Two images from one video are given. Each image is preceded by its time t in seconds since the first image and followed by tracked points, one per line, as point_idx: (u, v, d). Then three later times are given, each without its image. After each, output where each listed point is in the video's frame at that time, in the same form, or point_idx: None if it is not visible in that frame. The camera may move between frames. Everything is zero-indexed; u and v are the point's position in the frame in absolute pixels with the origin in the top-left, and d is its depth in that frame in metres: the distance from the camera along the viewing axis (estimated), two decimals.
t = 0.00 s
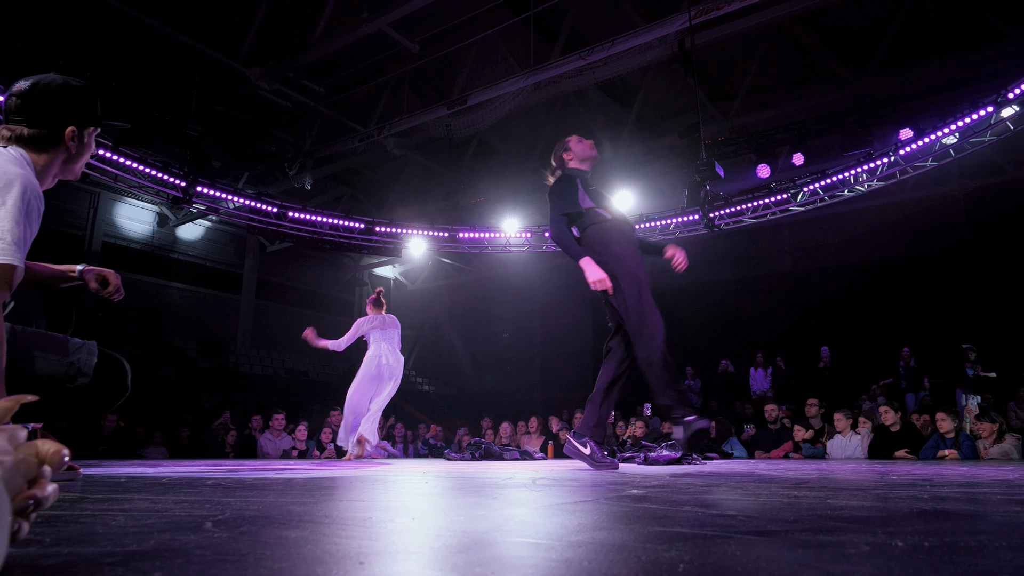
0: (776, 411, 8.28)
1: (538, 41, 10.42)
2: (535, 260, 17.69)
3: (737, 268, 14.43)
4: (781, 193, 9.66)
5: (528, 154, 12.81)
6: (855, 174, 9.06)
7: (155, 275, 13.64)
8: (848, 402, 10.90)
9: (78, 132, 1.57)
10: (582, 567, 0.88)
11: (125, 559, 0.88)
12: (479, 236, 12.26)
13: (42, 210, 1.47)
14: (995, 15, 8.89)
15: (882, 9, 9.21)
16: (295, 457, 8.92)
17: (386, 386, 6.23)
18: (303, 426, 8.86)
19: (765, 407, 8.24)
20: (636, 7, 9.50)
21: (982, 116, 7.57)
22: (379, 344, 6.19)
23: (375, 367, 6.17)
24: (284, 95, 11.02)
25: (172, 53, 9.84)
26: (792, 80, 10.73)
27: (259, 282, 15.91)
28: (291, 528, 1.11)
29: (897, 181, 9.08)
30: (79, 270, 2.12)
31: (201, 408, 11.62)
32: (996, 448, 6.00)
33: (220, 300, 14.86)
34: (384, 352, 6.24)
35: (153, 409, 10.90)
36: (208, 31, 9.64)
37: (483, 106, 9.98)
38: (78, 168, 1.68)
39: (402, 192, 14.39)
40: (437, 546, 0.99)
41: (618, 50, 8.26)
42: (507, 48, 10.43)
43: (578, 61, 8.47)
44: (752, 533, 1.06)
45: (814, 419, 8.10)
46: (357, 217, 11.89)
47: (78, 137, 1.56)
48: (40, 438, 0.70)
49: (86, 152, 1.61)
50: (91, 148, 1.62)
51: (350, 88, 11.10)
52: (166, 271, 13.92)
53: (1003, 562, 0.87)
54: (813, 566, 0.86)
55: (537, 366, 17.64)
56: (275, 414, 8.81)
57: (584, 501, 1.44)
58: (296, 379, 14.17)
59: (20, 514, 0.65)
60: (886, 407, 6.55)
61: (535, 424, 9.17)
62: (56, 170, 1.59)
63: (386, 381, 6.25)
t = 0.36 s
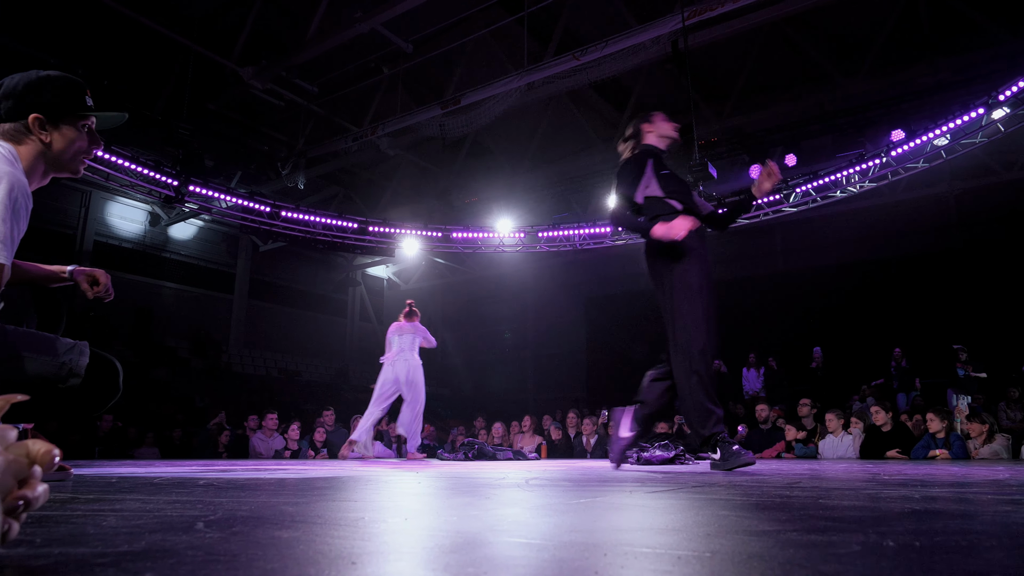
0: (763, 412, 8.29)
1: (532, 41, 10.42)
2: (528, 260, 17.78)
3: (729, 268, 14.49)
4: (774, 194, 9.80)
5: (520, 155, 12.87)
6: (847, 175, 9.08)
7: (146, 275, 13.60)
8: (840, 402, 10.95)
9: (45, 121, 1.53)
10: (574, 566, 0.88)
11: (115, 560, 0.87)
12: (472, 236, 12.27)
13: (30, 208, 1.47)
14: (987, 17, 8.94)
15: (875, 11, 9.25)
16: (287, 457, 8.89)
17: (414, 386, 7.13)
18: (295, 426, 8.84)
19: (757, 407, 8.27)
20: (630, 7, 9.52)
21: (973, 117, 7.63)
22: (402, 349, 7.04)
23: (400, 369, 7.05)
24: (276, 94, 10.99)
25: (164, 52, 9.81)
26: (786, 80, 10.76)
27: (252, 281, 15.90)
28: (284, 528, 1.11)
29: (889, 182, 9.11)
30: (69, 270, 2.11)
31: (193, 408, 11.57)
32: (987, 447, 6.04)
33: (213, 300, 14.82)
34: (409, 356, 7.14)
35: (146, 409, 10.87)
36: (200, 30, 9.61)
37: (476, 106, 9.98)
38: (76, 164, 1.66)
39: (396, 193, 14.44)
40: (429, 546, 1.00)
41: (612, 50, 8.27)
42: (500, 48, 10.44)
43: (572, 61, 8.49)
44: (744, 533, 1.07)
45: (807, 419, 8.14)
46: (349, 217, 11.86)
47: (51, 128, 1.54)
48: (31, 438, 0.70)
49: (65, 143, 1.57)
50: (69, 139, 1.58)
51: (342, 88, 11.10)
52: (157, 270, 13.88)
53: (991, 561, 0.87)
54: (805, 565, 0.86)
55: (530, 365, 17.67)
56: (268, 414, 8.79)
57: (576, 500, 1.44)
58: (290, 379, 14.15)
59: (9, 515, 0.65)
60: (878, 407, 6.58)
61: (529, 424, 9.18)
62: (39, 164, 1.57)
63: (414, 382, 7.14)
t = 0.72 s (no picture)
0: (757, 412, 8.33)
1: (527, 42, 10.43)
2: (524, 260, 17.83)
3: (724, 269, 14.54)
4: (769, 195, 9.74)
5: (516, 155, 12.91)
6: (841, 176, 9.10)
7: (140, 274, 13.54)
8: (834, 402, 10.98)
9: (25, 114, 1.53)
10: (568, 566, 0.88)
11: (108, 561, 0.86)
12: (468, 236, 12.25)
13: (22, 206, 1.47)
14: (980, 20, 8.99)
15: (869, 13, 9.29)
16: (282, 457, 8.87)
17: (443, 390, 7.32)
18: (291, 426, 8.82)
19: (751, 407, 8.30)
20: (625, 9, 9.53)
21: (966, 119, 7.70)
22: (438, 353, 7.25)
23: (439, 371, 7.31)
24: (271, 93, 10.96)
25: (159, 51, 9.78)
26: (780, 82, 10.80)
27: (246, 281, 15.86)
28: (279, 528, 1.11)
29: (883, 184, 9.14)
30: (61, 268, 2.10)
31: (187, 408, 11.53)
32: (979, 447, 6.08)
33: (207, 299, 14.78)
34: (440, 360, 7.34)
35: (141, 410, 10.81)
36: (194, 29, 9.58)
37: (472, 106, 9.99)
38: (69, 161, 1.65)
39: (391, 193, 14.45)
40: (425, 546, 0.99)
41: (608, 51, 8.27)
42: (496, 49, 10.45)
43: (568, 62, 8.48)
44: (738, 532, 1.07)
45: (801, 419, 8.18)
46: (344, 217, 11.84)
47: (36, 122, 1.55)
48: (23, 438, 0.69)
49: (50, 135, 1.57)
50: (52, 130, 1.57)
51: (337, 88, 11.10)
52: (151, 270, 13.82)
53: (981, 561, 0.88)
54: (798, 566, 0.86)
55: (525, 366, 17.69)
56: (263, 414, 8.76)
57: (571, 500, 1.45)
58: (284, 379, 14.11)
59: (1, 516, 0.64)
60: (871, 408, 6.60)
61: (524, 424, 9.17)
62: (26, 160, 1.57)
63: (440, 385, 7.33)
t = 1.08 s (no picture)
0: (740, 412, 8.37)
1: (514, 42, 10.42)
2: (509, 260, 17.84)
3: (710, 270, 14.64)
4: (753, 198, 9.59)
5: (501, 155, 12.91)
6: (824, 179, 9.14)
7: (121, 272, 13.37)
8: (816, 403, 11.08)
9: None
10: (551, 566, 0.89)
11: (86, 562, 0.85)
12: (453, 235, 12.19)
13: None
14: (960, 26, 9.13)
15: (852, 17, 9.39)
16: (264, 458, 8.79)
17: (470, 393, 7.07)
18: (273, 426, 8.71)
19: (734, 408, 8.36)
20: (611, 10, 9.57)
21: (946, 124, 7.82)
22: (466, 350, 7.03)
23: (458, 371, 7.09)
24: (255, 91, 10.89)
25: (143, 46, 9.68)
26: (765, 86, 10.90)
27: (229, 280, 15.72)
28: (260, 530, 1.10)
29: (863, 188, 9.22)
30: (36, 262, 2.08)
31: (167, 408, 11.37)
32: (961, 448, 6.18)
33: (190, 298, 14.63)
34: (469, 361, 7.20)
35: (121, 409, 10.67)
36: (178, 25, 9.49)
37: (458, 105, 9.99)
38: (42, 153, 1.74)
39: (376, 192, 14.39)
40: (409, 547, 0.99)
41: (594, 53, 8.29)
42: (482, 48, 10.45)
43: (554, 62, 8.49)
44: (720, 532, 1.08)
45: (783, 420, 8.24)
46: (330, 216, 11.75)
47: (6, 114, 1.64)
48: None
49: (21, 127, 1.65)
50: (22, 122, 1.65)
51: (322, 86, 11.06)
52: (132, 268, 13.65)
53: (955, 559, 0.90)
54: (779, 565, 0.87)
55: (511, 366, 17.67)
56: (246, 414, 8.69)
57: (555, 500, 1.45)
58: (267, 378, 13.98)
59: None
60: (852, 408, 6.66)
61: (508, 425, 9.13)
62: (1, 152, 1.67)
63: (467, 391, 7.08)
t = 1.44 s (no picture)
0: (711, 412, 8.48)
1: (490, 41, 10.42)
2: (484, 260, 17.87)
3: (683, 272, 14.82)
4: (724, 202, 9.83)
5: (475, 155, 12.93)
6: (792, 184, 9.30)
7: (85, 268, 13.06)
8: (784, 404, 11.26)
9: None
10: (522, 566, 0.89)
11: (42, 566, 0.83)
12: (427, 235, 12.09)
13: None
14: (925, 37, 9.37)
15: (821, 26, 9.59)
16: (230, 458, 8.64)
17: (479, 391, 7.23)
18: (240, 427, 8.59)
19: (704, 408, 8.48)
20: (587, 13, 9.63)
21: (911, 132, 8.02)
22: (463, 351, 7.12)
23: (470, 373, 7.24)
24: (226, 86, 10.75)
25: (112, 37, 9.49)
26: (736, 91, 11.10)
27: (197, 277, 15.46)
28: (225, 531, 1.08)
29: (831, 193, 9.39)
30: None
31: (133, 408, 11.14)
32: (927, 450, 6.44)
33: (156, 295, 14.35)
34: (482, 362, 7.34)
35: (83, 408, 10.43)
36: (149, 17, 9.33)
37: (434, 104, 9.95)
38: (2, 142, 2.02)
39: (350, 190, 14.30)
40: (382, 548, 0.98)
41: (569, 55, 8.34)
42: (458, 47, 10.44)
43: (530, 63, 8.50)
44: (686, 531, 1.09)
45: (750, 421, 8.38)
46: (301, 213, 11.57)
47: None
48: None
49: None
50: None
51: (295, 82, 10.96)
52: (96, 264, 13.36)
53: (913, 557, 0.91)
54: (744, 564, 0.88)
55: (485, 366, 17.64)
56: (212, 414, 8.54)
57: (526, 500, 1.46)
58: (236, 378, 13.76)
59: None
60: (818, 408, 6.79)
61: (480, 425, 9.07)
62: None
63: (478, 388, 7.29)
